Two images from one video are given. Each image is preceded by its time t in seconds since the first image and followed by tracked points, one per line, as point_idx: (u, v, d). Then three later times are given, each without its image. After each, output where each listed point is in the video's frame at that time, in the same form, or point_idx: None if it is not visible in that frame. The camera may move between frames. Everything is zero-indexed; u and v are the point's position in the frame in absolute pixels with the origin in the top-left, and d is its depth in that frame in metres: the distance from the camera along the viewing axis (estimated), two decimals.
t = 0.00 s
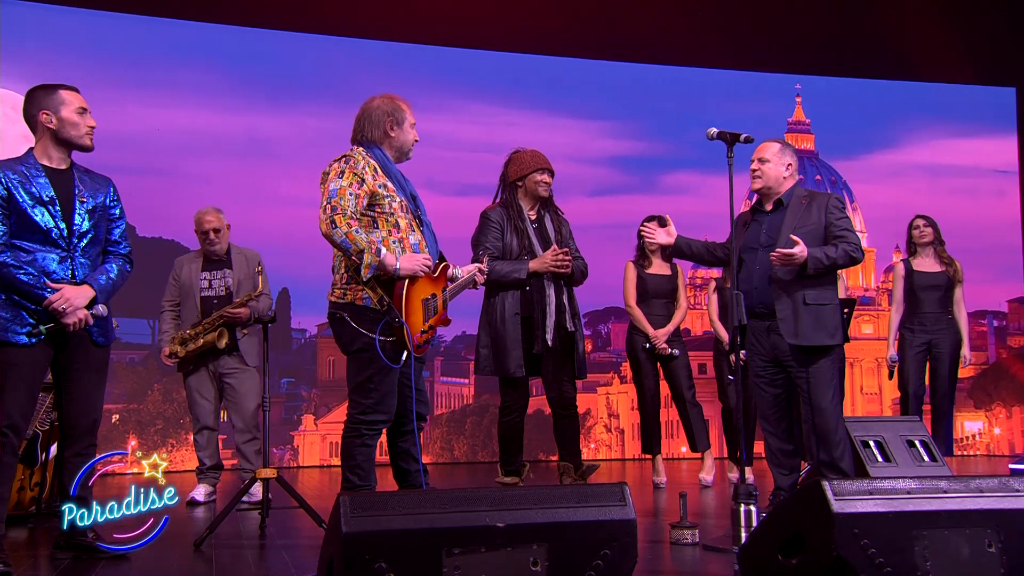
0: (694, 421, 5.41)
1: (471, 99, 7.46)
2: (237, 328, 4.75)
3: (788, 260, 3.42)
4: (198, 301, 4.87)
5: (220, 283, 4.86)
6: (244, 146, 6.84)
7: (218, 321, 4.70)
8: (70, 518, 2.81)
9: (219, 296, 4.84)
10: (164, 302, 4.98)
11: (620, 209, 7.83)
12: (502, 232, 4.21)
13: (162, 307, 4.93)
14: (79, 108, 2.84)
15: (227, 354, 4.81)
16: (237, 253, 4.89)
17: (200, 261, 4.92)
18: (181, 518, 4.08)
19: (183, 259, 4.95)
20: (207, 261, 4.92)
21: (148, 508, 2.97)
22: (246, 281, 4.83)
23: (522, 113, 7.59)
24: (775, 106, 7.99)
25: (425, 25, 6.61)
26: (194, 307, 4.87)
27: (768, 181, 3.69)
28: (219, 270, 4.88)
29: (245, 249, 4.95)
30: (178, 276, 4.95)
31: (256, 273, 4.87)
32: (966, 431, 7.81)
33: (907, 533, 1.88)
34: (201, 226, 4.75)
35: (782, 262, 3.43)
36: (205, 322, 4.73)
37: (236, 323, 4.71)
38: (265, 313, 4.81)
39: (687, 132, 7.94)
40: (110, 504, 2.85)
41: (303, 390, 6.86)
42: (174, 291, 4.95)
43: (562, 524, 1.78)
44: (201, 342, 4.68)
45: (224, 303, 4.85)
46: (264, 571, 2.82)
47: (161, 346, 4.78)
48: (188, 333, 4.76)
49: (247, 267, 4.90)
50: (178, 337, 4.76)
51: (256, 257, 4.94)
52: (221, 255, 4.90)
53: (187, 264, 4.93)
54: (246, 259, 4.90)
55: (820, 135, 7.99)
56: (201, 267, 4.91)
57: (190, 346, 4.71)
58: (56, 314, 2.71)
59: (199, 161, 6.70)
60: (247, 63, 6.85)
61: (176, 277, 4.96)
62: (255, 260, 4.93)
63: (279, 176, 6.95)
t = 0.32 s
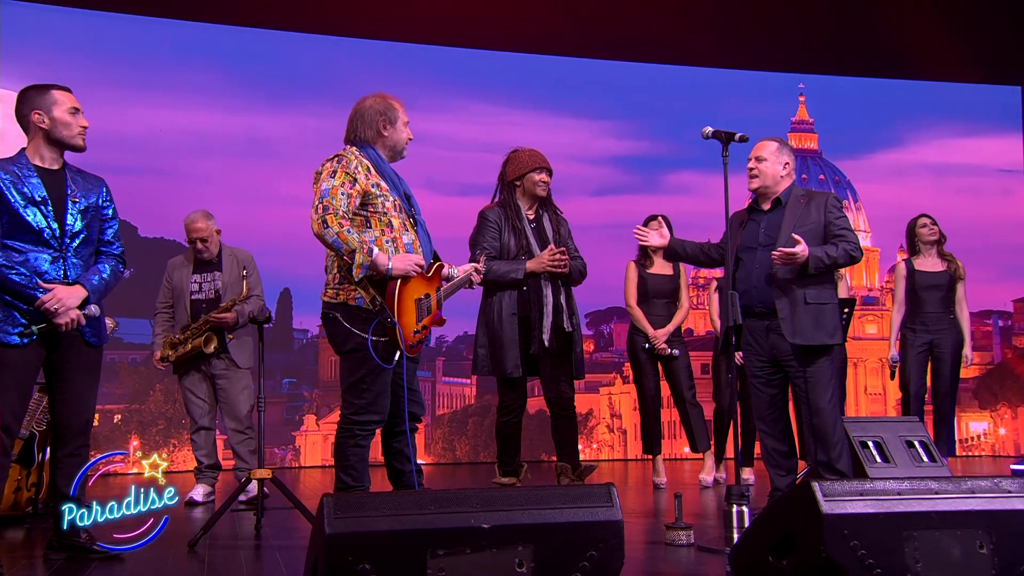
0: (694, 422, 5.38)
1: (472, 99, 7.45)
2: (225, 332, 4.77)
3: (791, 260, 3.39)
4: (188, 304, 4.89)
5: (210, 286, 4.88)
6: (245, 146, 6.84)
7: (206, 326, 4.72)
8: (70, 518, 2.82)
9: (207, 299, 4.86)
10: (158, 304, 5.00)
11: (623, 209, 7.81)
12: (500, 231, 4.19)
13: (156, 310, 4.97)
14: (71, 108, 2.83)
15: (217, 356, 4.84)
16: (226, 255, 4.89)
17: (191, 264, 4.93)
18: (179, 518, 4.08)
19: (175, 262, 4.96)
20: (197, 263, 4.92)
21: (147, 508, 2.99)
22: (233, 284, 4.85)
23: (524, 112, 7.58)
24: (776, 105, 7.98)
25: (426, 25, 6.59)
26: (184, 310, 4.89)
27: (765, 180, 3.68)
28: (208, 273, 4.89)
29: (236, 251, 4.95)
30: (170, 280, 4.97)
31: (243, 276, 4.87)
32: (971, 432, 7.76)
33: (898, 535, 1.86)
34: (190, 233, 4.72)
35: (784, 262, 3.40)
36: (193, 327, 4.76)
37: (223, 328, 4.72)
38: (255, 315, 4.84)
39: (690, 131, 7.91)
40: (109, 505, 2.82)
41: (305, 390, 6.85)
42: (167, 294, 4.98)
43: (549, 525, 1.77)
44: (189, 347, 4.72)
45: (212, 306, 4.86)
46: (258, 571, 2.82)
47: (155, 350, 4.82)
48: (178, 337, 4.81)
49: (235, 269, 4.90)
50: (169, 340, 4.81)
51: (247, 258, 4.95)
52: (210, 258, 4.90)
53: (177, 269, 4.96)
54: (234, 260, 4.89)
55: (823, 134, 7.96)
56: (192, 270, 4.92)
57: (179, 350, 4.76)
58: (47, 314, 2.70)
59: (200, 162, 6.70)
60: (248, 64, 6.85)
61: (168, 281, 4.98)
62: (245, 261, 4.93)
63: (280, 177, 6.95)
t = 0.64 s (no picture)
0: (694, 423, 5.35)
1: (474, 98, 7.44)
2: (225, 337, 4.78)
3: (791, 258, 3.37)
4: (185, 308, 4.89)
5: (207, 290, 4.90)
6: (246, 147, 6.84)
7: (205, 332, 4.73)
8: (70, 518, 2.84)
9: (206, 303, 4.88)
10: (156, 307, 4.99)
11: (625, 208, 7.78)
12: (497, 231, 4.18)
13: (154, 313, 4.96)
14: (64, 107, 2.83)
15: (217, 360, 4.86)
16: (222, 258, 4.90)
17: (187, 268, 4.93)
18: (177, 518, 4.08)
19: (170, 264, 4.96)
20: (194, 267, 4.94)
21: (146, 508, 2.99)
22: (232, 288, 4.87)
23: (526, 112, 7.56)
24: (779, 104, 7.96)
25: (427, 25, 6.58)
26: (182, 313, 4.89)
27: (761, 180, 3.65)
28: (206, 277, 4.90)
29: (233, 253, 4.94)
30: (167, 283, 4.97)
31: (241, 280, 4.89)
32: (976, 432, 7.72)
33: (887, 537, 1.85)
34: (187, 240, 4.72)
35: (785, 260, 3.38)
36: (193, 331, 4.77)
37: (222, 332, 4.73)
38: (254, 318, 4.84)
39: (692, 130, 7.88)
40: (109, 504, 2.80)
41: (307, 390, 6.84)
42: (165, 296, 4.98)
43: (534, 527, 1.79)
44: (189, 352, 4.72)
45: (210, 310, 4.88)
46: (253, 571, 2.81)
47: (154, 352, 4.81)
48: (178, 340, 4.82)
49: (232, 273, 4.91)
50: (169, 344, 4.81)
51: (243, 260, 4.93)
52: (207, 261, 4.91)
53: (175, 272, 4.96)
54: (232, 262, 4.90)
55: (826, 133, 7.93)
56: (190, 274, 4.93)
57: (179, 355, 4.77)
58: (40, 314, 2.70)
59: (201, 162, 6.70)
60: (249, 64, 6.86)
61: (166, 284, 4.97)
62: (242, 264, 4.92)
63: (282, 177, 6.94)
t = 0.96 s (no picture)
0: (695, 423, 5.33)
1: (476, 98, 7.43)
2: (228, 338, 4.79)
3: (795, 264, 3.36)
4: (188, 308, 4.89)
5: (211, 291, 4.89)
6: (250, 147, 6.85)
7: (209, 333, 4.72)
8: (70, 518, 2.86)
9: (209, 304, 4.88)
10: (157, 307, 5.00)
11: (628, 208, 7.75)
12: (495, 231, 4.18)
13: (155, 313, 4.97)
14: (59, 107, 2.83)
15: (221, 361, 4.85)
16: (227, 259, 4.91)
17: (190, 269, 4.93)
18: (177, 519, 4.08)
19: (171, 266, 4.96)
20: (196, 269, 4.93)
21: (146, 509, 2.98)
22: (236, 288, 4.88)
23: (529, 111, 7.54)
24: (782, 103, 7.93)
25: (429, 26, 6.57)
26: (185, 314, 4.88)
27: (761, 180, 3.63)
28: (209, 278, 4.90)
29: (234, 254, 4.95)
30: (168, 284, 4.96)
31: (244, 282, 4.88)
32: (982, 432, 7.67)
33: (878, 538, 1.85)
34: (190, 243, 4.71)
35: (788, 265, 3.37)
36: (196, 334, 4.74)
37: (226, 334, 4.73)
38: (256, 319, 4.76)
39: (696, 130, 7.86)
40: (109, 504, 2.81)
41: (310, 391, 6.84)
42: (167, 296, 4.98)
43: (519, 528, 1.81)
44: (193, 353, 4.72)
45: (213, 311, 4.88)
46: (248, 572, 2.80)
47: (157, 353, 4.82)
48: (179, 342, 4.82)
49: (236, 274, 4.90)
50: (171, 346, 4.81)
51: (245, 261, 4.94)
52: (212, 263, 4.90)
53: (176, 272, 4.95)
54: (235, 263, 4.91)
55: (831, 132, 7.89)
56: (192, 275, 4.92)
57: (182, 356, 4.76)
58: (34, 314, 2.70)
59: (204, 163, 6.70)
60: (252, 64, 6.87)
61: (167, 284, 4.98)
62: (245, 265, 4.93)
63: (285, 177, 6.95)
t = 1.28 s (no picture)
0: (696, 423, 5.31)
1: (480, 98, 7.42)
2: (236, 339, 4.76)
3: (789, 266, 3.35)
4: (195, 308, 4.90)
5: (218, 291, 4.91)
6: (254, 148, 6.86)
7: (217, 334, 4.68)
8: (70, 518, 2.89)
9: (217, 304, 4.90)
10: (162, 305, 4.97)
11: (633, 208, 7.73)
12: (493, 231, 4.17)
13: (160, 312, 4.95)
14: (54, 108, 2.83)
15: (227, 361, 4.86)
16: (236, 260, 4.93)
17: (197, 269, 4.92)
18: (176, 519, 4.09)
19: (179, 265, 4.94)
20: (204, 269, 4.93)
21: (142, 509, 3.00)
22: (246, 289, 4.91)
23: (534, 111, 7.53)
24: (786, 102, 7.90)
25: (433, 26, 6.57)
26: (191, 314, 4.89)
27: (756, 179, 3.61)
28: (216, 279, 4.91)
29: (241, 254, 4.97)
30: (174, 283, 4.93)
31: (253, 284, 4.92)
32: (989, 433, 7.62)
33: (868, 538, 1.84)
34: (200, 244, 4.71)
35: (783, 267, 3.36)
36: (203, 334, 4.71)
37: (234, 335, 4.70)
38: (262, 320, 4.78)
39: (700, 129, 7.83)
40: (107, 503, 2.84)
41: (313, 391, 6.85)
42: (172, 296, 4.96)
43: (506, 529, 1.83)
44: (201, 353, 4.71)
45: (221, 312, 4.91)
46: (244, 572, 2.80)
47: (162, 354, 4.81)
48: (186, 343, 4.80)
49: (244, 275, 4.94)
50: (177, 347, 4.79)
51: (252, 262, 4.97)
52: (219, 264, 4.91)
53: (183, 271, 4.93)
54: (245, 264, 4.95)
55: (835, 131, 7.86)
56: (199, 275, 4.92)
57: (189, 356, 4.75)
58: (28, 315, 2.70)
59: (208, 163, 6.71)
60: (257, 65, 6.88)
61: (174, 282, 4.95)
62: (253, 266, 4.97)
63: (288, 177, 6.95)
